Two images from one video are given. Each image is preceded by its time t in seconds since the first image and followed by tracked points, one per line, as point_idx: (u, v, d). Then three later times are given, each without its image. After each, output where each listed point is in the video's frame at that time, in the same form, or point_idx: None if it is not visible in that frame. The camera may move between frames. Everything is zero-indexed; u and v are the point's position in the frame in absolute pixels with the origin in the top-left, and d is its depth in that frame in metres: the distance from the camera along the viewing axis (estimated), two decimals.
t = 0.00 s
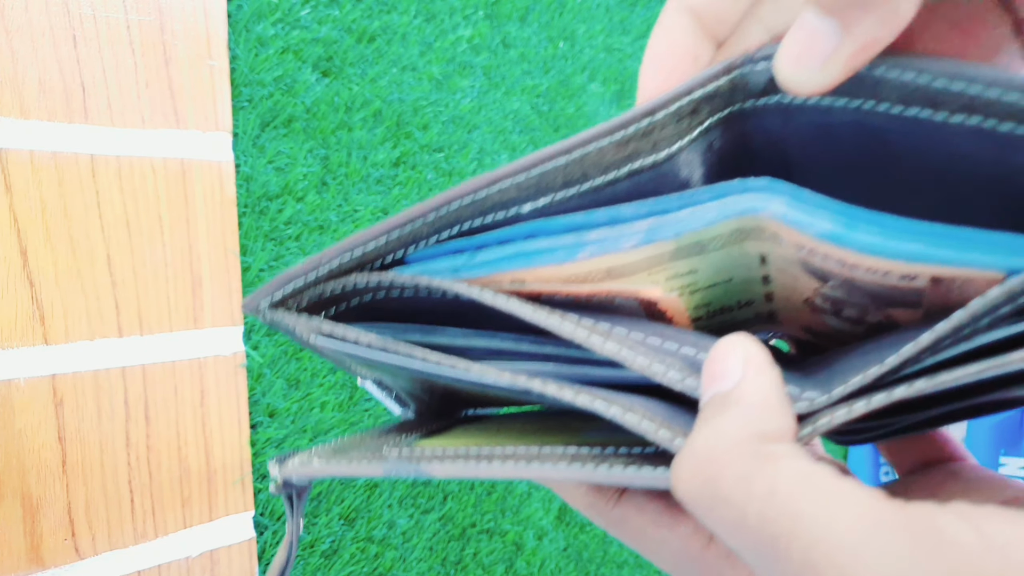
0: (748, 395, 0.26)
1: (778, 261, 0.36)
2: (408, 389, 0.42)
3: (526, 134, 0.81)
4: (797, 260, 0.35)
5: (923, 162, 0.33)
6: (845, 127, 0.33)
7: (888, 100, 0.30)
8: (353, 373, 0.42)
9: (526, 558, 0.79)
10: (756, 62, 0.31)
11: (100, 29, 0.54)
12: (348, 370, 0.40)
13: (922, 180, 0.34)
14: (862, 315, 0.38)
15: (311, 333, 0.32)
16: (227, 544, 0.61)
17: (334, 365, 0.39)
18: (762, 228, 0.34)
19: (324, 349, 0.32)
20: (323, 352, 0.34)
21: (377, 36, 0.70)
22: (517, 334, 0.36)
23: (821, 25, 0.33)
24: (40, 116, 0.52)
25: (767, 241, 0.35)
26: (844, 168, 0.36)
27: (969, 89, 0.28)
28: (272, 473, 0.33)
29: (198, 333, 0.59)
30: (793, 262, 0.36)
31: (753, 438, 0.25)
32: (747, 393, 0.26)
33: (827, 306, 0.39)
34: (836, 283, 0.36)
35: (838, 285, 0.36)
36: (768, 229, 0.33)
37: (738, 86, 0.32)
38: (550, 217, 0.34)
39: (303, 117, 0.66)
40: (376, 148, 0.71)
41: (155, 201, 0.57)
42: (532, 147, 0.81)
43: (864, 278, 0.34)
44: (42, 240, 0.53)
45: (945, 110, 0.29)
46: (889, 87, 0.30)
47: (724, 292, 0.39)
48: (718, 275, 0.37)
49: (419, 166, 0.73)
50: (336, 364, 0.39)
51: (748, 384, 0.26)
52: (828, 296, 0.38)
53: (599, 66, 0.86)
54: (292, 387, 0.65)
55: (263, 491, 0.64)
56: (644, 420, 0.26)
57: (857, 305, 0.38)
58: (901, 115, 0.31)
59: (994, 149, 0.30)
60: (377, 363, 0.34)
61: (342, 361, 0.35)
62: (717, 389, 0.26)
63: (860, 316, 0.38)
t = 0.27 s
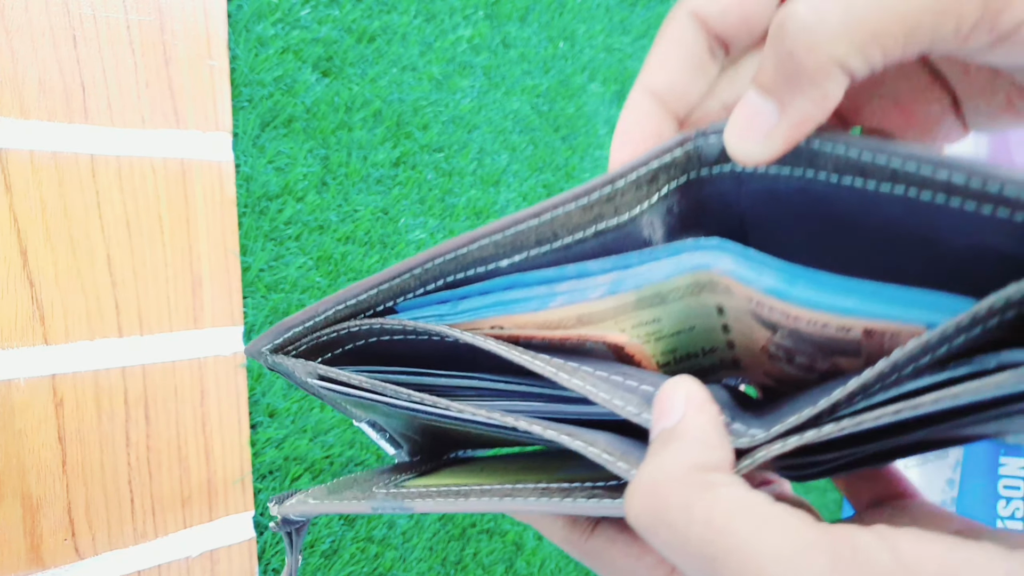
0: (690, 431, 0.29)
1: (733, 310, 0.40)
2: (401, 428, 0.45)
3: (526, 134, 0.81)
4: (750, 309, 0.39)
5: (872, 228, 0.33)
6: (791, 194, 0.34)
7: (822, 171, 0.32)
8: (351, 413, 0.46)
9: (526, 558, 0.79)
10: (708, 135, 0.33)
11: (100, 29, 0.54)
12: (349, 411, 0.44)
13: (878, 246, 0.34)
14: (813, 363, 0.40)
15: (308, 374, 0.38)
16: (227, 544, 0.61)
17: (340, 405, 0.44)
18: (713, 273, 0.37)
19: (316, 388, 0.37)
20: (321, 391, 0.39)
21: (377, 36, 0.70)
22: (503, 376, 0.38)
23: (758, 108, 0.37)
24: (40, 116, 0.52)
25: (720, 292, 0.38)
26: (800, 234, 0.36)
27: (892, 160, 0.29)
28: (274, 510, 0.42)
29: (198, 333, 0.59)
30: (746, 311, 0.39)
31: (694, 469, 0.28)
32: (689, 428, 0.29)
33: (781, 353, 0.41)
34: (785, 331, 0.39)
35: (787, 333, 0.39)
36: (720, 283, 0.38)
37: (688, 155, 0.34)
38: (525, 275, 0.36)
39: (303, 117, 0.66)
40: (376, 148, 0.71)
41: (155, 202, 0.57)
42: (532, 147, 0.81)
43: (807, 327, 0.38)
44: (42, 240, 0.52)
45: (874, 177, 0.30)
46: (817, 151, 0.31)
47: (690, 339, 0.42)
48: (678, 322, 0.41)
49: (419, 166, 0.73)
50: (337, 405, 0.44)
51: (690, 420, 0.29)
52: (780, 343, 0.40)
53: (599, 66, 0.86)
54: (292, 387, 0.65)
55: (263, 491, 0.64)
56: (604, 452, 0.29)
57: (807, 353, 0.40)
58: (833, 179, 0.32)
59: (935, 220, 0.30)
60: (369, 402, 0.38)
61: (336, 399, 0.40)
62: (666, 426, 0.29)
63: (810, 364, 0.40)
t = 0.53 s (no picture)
0: (664, 419, 0.29)
1: (716, 337, 0.39)
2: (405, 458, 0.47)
3: (526, 134, 0.80)
4: (729, 335, 0.38)
5: (847, 265, 0.35)
6: (770, 235, 0.36)
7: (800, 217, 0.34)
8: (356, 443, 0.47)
9: (525, 558, 0.79)
10: (686, 180, 0.34)
11: (100, 29, 0.54)
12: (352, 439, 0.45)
13: (851, 280, 0.36)
14: (794, 387, 0.40)
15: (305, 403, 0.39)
16: (227, 544, 0.61)
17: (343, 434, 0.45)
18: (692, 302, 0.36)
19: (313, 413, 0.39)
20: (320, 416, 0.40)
21: (377, 36, 0.70)
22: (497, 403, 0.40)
23: (737, 151, 0.39)
24: (40, 116, 0.52)
25: (701, 318, 0.38)
26: (778, 268, 0.38)
27: (864, 205, 0.31)
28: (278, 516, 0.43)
29: (198, 333, 0.59)
30: (727, 337, 0.39)
31: (668, 452, 0.28)
32: (663, 417, 0.29)
33: (764, 378, 0.41)
34: (762, 356, 0.39)
35: (765, 358, 0.39)
36: (698, 308, 0.37)
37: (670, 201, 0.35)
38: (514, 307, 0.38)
39: (303, 118, 0.66)
40: (376, 148, 0.71)
41: (155, 201, 0.57)
42: (532, 147, 0.81)
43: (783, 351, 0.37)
44: (41, 240, 0.52)
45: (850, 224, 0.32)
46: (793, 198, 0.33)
47: (677, 366, 0.43)
48: (663, 348, 0.41)
49: (419, 166, 0.73)
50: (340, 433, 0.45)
51: (663, 411, 0.29)
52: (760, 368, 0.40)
53: (599, 66, 0.86)
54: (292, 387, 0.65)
55: (263, 491, 0.64)
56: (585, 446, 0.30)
57: (785, 377, 0.40)
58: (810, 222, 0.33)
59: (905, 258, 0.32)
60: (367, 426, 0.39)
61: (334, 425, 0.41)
62: (638, 416, 0.29)
63: (792, 388, 0.40)
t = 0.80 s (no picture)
0: (679, 389, 0.29)
1: (732, 330, 0.40)
2: (423, 453, 0.47)
3: (526, 134, 0.80)
4: (747, 329, 0.38)
5: (864, 265, 0.34)
6: (789, 233, 0.35)
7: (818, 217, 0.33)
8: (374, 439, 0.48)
9: (526, 558, 0.79)
10: (706, 178, 0.34)
11: (100, 29, 0.54)
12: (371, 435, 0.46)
13: (868, 279, 0.35)
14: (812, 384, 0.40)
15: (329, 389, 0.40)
16: (227, 544, 0.61)
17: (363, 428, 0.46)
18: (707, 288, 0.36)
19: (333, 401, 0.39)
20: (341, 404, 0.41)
21: (377, 36, 0.70)
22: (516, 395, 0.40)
23: (761, 151, 0.39)
24: (40, 116, 0.52)
25: (717, 310, 0.38)
26: (793, 266, 0.37)
27: (887, 205, 0.30)
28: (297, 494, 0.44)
29: (198, 333, 0.59)
30: (744, 330, 0.39)
31: (687, 422, 0.28)
32: (678, 387, 0.29)
33: (781, 373, 0.41)
34: (779, 350, 0.39)
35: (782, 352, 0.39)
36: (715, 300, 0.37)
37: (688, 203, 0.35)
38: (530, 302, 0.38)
39: (303, 117, 0.66)
40: (376, 148, 0.71)
41: (155, 201, 0.57)
42: (532, 147, 0.81)
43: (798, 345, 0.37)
44: (42, 240, 0.52)
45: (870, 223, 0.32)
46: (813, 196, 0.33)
47: (691, 360, 0.43)
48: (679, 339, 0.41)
49: (419, 166, 0.73)
50: (360, 428, 0.46)
51: (677, 381, 0.30)
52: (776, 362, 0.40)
53: (599, 66, 0.86)
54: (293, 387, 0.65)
55: (263, 491, 0.64)
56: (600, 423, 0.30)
57: (803, 373, 0.40)
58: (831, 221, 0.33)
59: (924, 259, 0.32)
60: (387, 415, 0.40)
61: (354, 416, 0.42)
62: (653, 389, 0.29)
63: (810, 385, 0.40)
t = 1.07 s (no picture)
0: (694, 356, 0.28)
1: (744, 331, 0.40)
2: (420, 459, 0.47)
3: (526, 134, 0.80)
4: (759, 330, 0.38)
5: (873, 276, 0.34)
6: (796, 246, 0.35)
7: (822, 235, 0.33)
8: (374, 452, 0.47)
9: (526, 558, 0.79)
10: (714, 190, 0.34)
11: (100, 29, 0.54)
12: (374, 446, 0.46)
13: (876, 289, 0.35)
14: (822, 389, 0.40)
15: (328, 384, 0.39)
16: (227, 544, 0.61)
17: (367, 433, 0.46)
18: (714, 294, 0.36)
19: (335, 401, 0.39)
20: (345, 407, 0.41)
21: (377, 36, 0.70)
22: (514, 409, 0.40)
23: (772, 162, 0.39)
24: (40, 116, 0.52)
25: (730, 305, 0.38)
26: (802, 275, 0.37)
27: (896, 217, 0.30)
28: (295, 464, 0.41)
29: (198, 333, 0.59)
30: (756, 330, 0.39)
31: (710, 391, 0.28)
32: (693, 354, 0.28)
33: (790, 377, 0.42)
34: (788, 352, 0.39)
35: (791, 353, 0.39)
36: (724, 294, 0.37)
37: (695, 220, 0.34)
38: (537, 306, 0.37)
39: (303, 118, 0.66)
40: (376, 148, 0.71)
41: (155, 201, 0.57)
42: (532, 147, 0.81)
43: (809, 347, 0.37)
44: (42, 240, 0.52)
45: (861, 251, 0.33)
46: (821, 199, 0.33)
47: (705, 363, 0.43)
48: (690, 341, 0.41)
49: (419, 166, 0.73)
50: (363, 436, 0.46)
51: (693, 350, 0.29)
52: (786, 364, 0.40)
53: (599, 66, 0.86)
54: (292, 387, 0.65)
55: (263, 491, 0.64)
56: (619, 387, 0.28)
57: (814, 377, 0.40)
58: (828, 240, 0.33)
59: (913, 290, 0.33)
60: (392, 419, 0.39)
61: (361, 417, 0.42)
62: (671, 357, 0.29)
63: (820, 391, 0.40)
